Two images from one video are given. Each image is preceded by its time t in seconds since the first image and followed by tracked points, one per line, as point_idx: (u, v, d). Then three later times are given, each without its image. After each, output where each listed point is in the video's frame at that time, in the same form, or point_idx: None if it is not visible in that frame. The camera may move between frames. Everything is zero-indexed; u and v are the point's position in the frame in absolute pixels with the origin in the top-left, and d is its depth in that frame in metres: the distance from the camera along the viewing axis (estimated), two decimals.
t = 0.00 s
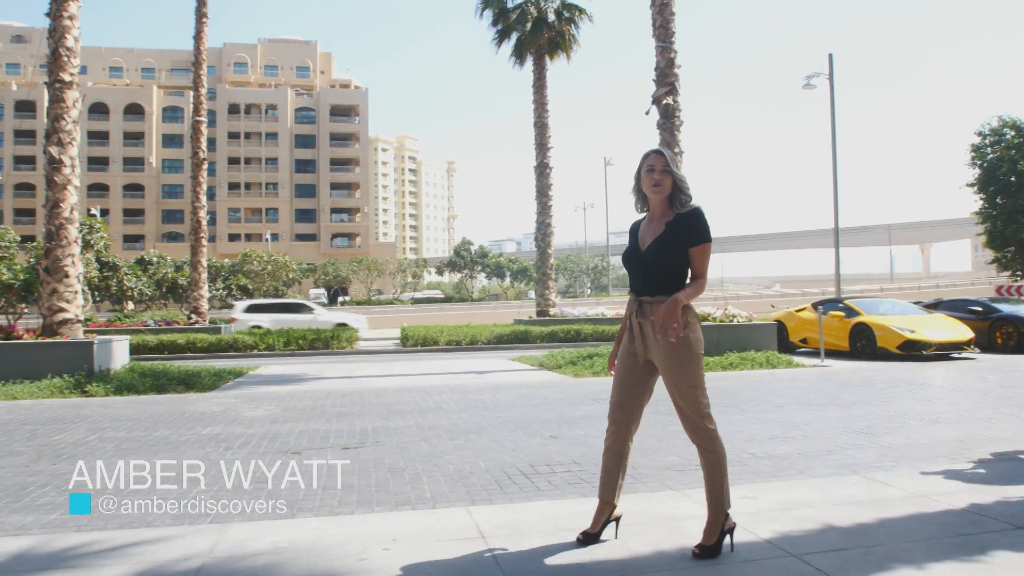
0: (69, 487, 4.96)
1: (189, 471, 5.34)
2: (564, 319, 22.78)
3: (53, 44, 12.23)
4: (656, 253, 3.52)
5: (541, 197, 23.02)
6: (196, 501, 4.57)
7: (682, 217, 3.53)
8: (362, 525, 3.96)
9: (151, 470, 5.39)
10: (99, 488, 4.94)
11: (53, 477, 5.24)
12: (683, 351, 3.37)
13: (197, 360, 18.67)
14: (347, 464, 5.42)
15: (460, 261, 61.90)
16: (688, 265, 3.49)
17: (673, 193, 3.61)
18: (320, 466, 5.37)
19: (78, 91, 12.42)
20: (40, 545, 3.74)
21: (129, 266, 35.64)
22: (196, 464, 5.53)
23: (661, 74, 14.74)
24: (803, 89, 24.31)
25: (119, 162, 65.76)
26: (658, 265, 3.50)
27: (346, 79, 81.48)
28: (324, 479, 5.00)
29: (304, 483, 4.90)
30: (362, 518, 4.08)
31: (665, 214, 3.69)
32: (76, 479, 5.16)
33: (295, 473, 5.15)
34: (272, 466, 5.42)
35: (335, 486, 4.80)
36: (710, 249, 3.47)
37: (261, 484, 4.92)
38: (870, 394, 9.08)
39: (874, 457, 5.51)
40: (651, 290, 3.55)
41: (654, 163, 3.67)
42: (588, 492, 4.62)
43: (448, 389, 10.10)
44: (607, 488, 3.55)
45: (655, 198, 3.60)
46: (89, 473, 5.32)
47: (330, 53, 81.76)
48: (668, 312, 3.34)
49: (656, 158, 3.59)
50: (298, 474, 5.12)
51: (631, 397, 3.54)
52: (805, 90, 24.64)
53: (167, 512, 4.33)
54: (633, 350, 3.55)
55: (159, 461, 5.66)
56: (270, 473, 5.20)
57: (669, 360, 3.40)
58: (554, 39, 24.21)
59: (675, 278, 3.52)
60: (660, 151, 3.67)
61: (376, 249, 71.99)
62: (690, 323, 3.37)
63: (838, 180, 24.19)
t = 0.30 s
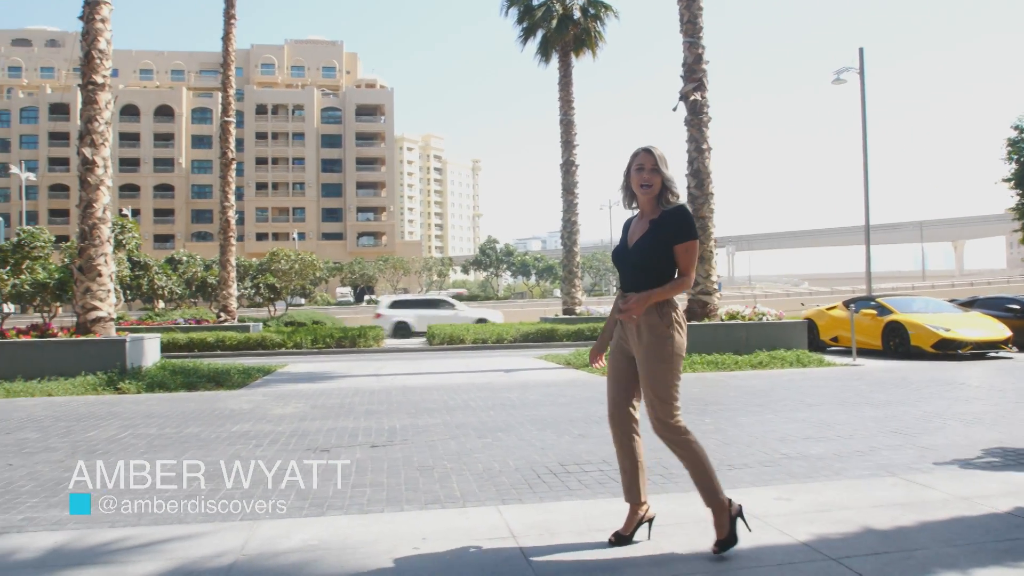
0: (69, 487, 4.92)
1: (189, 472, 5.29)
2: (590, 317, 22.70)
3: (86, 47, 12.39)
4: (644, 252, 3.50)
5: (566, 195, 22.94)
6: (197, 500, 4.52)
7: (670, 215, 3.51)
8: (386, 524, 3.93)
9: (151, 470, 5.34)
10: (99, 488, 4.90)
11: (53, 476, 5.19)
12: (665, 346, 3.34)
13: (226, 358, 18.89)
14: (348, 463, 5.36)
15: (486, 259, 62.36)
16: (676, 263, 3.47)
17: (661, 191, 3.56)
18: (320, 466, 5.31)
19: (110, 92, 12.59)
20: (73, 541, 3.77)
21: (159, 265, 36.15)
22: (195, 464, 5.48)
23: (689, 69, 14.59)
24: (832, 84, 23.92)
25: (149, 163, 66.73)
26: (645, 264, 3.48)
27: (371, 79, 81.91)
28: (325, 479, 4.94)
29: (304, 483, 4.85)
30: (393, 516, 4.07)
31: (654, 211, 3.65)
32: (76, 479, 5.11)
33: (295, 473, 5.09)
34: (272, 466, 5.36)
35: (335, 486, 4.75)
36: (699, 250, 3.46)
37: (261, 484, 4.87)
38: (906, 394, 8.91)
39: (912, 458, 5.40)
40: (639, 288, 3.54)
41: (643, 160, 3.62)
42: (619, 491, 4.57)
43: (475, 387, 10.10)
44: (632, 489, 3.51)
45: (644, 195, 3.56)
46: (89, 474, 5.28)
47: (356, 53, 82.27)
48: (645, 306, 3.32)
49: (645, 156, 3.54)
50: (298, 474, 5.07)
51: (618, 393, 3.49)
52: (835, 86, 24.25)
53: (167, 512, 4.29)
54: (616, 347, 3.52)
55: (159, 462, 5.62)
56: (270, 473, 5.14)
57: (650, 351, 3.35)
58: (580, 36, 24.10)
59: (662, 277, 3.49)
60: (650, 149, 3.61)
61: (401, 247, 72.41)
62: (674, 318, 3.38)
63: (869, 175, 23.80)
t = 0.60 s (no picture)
0: (69, 487, 4.89)
1: (190, 471, 5.25)
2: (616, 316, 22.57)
3: (115, 48, 12.53)
4: (650, 248, 3.57)
5: (590, 192, 22.84)
6: (198, 501, 4.49)
7: (674, 209, 3.57)
8: (407, 525, 3.89)
9: (151, 470, 5.31)
10: (100, 488, 4.87)
11: (52, 477, 5.15)
12: (663, 342, 3.39)
13: (253, 356, 19.07)
14: (347, 464, 5.32)
15: (509, 257, 63.11)
16: (683, 256, 3.54)
17: (662, 186, 3.63)
18: (321, 466, 5.26)
19: (138, 93, 12.72)
20: (103, 538, 3.79)
21: (186, 264, 36.63)
22: (196, 464, 5.43)
23: (715, 65, 14.45)
24: (860, 79, 23.54)
25: (177, 163, 67.57)
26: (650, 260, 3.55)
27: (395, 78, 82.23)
28: (325, 479, 4.89)
29: (304, 483, 4.81)
30: (422, 515, 4.04)
31: (657, 206, 3.71)
32: (76, 479, 5.08)
33: (295, 473, 5.05)
34: (272, 466, 5.32)
35: (338, 486, 4.71)
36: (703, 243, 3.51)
37: (261, 484, 4.84)
38: (938, 393, 8.75)
39: (948, 459, 5.27)
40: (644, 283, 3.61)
41: (645, 156, 3.67)
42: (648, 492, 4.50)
43: (501, 385, 10.08)
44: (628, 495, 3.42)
45: (646, 191, 3.63)
46: (89, 473, 5.25)
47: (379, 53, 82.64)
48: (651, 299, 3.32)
49: (646, 153, 3.61)
50: (298, 473, 5.03)
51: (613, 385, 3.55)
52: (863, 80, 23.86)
53: (168, 512, 4.26)
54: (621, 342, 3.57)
55: (160, 461, 5.57)
56: (269, 473, 5.11)
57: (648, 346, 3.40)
58: (604, 33, 23.98)
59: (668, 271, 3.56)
60: (651, 145, 3.67)
61: (425, 246, 72.65)
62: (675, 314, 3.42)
63: (898, 171, 23.43)
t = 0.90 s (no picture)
0: (69, 487, 4.83)
1: (189, 471, 5.19)
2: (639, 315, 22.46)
3: (141, 49, 12.62)
4: (648, 249, 3.55)
5: (613, 190, 22.73)
6: (198, 501, 4.44)
7: (672, 209, 3.55)
8: (424, 525, 3.83)
9: (151, 470, 5.24)
10: (99, 488, 4.81)
11: (51, 477, 5.07)
12: (660, 345, 3.32)
13: (276, 353, 19.18)
14: (349, 463, 5.27)
15: (530, 255, 63.12)
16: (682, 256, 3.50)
17: (661, 185, 3.64)
18: (321, 466, 5.19)
19: (163, 92, 12.82)
20: (130, 534, 3.79)
21: (211, 263, 37.00)
22: (195, 464, 5.36)
23: (739, 60, 14.28)
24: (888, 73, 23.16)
25: (201, 163, 68.28)
26: (650, 262, 3.52)
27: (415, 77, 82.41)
28: (326, 479, 4.84)
29: (304, 483, 4.75)
30: (446, 515, 3.99)
31: (656, 206, 3.71)
32: (76, 479, 5.01)
33: (295, 473, 4.99)
34: (273, 466, 5.27)
35: (338, 487, 4.65)
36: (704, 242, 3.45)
37: (261, 485, 4.79)
38: (970, 392, 8.57)
39: (985, 461, 5.13)
40: (645, 285, 3.58)
41: (644, 157, 3.70)
42: (676, 492, 4.42)
43: (524, 383, 10.05)
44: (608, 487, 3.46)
45: (644, 190, 3.65)
46: (88, 473, 5.18)
47: (400, 52, 82.87)
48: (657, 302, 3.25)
49: (645, 151, 3.62)
50: (298, 474, 4.98)
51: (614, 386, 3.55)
52: (890, 75, 23.47)
53: (168, 512, 4.20)
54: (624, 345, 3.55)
55: (159, 461, 5.50)
56: (270, 472, 5.06)
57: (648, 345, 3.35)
58: (625, 29, 23.83)
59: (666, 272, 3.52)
60: (650, 145, 3.69)
61: (446, 244, 72.79)
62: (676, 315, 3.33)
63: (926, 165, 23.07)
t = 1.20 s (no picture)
0: (69, 486, 4.77)
1: (189, 471, 5.12)
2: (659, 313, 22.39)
3: (163, 48, 12.68)
4: (627, 248, 3.59)
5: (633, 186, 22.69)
6: (198, 501, 4.40)
7: (652, 211, 3.58)
8: (441, 526, 3.77)
9: (151, 470, 5.17)
10: (100, 487, 4.74)
11: (49, 477, 5.00)
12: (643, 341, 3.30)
13: (298, 351, 19.28)
14: (350, 463, 5.22)
15: (550, 253, 63.32)
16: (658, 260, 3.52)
17: (647, 187, 3.66)
18: (322, 466, 5.14)
19: (185, 92, 12.87)
20: (155, 532, 3.79)
21: (232, 261, 37.27)
22: (196, 464, 5.29)
23: (762, 54, 14.11)
24: (913, 67, 22.82)
25: (222, 162, 68.86)
26: (629, 261, 3.56)
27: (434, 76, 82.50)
28: (325, 479, 4.80)
29: (304, 483, 4.72)
30: (471, 515, 3.93)
31: (641, 207, 3.73)
32: (76, 478, 4.95)
33: (294, 473, 4.95)
34: (273, 465, 5.22)
35: (339, 486, 4.60)
36: (678, 249, 3.49)
37: (261, 484, 4.75)
38: (1001, 392, 8.40)
39: (1020, 463, 4.99)
40: (622, 283, 3.61)
41: (631, 155, 3.73)
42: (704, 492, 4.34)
43: (546, 382, 9.99)
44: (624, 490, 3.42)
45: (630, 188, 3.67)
46: (88, 472, 5.11)
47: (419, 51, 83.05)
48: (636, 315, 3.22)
49: (631, 152, 3.63)
50: (298, 473, 4.94)
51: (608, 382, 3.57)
52: (915, 69, 23.12)
53: (169, 512, 4.16)
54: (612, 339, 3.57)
55: (159, 461, 5.42)
56: (271, 472, 5.00)
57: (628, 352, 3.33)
58: (646, 25, 23.68)
59: (646, 271, 3.55)
60: (638, 143, 3.70)
61: (465, 242, 72.88)
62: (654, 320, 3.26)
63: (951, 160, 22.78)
